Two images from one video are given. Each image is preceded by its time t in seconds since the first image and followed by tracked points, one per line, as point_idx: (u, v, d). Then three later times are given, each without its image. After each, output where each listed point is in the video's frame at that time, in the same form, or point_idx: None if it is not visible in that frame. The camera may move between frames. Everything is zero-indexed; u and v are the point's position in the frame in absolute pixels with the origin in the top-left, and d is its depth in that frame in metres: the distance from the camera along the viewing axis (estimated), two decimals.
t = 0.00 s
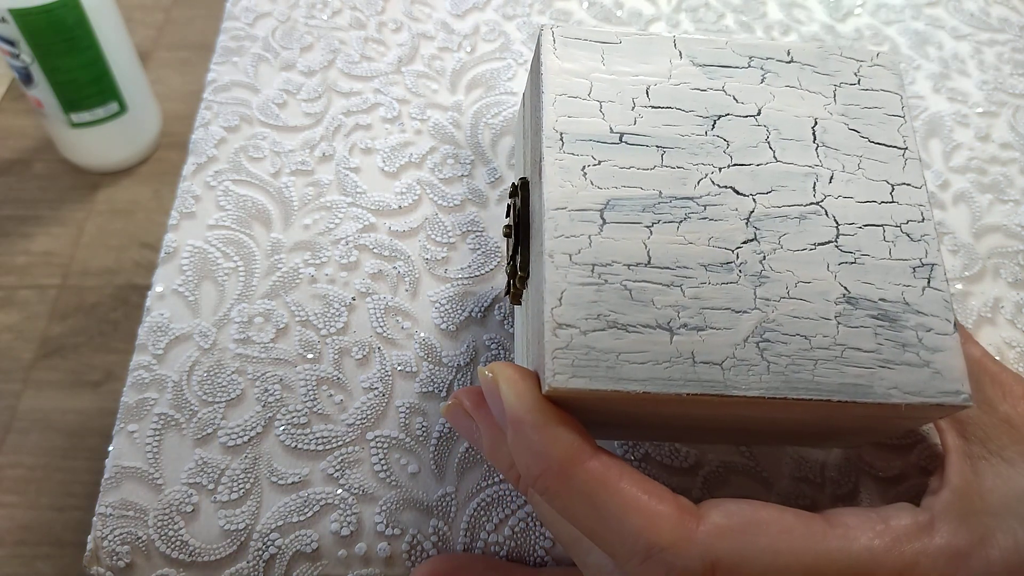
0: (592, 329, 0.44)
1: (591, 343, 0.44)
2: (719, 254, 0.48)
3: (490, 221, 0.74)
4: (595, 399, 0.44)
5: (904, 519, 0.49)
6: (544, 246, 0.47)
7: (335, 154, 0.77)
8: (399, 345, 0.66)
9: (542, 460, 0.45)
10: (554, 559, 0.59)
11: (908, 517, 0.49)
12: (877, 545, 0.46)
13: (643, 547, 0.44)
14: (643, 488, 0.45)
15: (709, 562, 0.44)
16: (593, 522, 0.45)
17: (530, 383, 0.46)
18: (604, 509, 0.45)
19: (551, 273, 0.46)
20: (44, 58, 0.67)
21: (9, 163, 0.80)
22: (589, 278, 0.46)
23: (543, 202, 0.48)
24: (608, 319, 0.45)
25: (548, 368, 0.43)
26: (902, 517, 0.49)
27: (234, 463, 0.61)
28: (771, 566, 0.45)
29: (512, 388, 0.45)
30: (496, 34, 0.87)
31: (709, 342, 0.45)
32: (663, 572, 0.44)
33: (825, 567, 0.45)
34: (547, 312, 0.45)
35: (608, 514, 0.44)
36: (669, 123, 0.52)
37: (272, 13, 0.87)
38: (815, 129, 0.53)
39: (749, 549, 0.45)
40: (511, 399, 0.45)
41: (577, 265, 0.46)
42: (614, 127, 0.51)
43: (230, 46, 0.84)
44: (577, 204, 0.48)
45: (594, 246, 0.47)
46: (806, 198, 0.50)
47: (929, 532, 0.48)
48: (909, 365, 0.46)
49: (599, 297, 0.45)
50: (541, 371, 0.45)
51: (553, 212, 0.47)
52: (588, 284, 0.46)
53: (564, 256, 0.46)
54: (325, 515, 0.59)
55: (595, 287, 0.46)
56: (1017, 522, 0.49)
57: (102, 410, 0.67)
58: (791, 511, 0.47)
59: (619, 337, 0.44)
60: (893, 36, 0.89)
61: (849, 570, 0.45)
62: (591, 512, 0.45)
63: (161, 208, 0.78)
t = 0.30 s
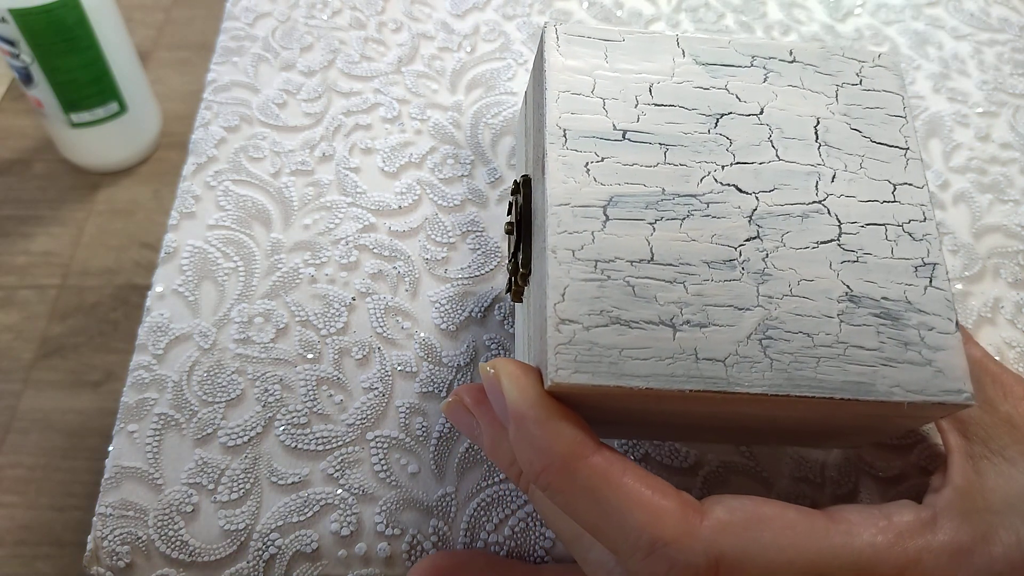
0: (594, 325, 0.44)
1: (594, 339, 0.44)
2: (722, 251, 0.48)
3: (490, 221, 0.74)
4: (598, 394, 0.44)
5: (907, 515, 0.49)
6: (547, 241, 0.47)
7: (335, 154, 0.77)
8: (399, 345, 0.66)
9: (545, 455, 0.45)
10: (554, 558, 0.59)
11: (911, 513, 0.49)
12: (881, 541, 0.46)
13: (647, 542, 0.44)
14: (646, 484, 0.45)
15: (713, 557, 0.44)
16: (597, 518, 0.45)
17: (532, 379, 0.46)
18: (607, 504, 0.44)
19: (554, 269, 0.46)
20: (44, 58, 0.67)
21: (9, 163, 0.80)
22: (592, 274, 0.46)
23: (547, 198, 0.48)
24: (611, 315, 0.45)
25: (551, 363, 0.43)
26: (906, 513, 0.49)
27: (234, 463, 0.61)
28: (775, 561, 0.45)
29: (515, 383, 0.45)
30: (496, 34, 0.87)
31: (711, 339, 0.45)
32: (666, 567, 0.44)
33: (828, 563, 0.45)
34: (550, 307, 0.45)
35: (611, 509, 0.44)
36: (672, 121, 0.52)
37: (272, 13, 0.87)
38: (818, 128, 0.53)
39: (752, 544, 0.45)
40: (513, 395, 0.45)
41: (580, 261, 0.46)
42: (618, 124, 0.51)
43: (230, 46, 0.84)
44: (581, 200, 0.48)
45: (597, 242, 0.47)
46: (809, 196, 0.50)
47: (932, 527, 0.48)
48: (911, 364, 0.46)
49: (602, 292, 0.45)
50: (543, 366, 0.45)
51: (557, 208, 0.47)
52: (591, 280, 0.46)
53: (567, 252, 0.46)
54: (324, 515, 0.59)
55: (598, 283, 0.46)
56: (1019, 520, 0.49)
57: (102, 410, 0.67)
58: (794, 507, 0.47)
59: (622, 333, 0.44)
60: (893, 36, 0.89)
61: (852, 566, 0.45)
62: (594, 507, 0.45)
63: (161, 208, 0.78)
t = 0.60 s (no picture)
0: (597, 323, 0.44)
1: (596, 337, 0.44)
2: (724, 250, 0.48)
3: (490, 222, 0.74)
4: (600, 393, 0.44)
5: (909, 515, 0.49)
6: (550, 240, 0.47)
7: (335, 154, 0.77)
8: (399, 345, 0.66)
9: (547, 453, 0.45)
10: (555, 558, 0.59)
11: (914, 513, 0.49)
12: (884, 540, 0.46)
13: (650, 541, 0.44)
14: (648, 483, 0.45)
15: (716, 555, 0.44)
16: (599, 517, 0.45)
17: (535, 377, 0.46)
18: (610, 502, 0.44)
19: (556, 267, 0.46)
20: (44, 58, 0.67)
21: (9, 163, 0.80)
22: (594, 272, 0.46)
23: (549, 197, 0.48)
24: (614, 313, 0.45)
25: (553, 361, 0.43)
26: (907, 513, 0.49)
27: (234, 463, 0.61)
28: (778, 560, 0.45)
29: (517, 381, 0.45)
30: (496, 34, 0.87)
31: (714, 337, 0.45)
32: (669, 566, 0.44)
33: (832, 563, 0.45)
34: (552, 305, 0.45)
35: (613, 508, 0.44)
36: (674, 120, 0.52)
37: (273, 13, 0.87)
38: (820, 128, 0.53)
39: (755, 543, 0.45)
40: (516, 393, 0.45)
41: (583, 259, 0.46)
42: (620, 123, 0.51)
43: (230, 46, 0.84)
44: (583, 198, 0.48)
45: (599, 240, 0.47)
46: (811, 196, 0.50)
47: (934, 527, 0.48)
48: (913, 363, 0.46)
49: (604, 291, 0.45)
50: (546, 364, 0.45)
51: (560, 206, 0.47)
52: (594, 278, 0.46)
53: (570, 250, 0.46)
54: (325, 515, 0.59)
55: (601, 281, 0.46)
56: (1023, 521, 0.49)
57: (102, 410, 0.67)
58: (796, 506, 0.47)
59: (625, 331, 0.44)
60: (893, 36, 0.89)
61: (856, 566, 0.45)
62: (597, 505, 0.45)
63: (161, 208, 0.78)
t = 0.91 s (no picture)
0: (597, 326, 0.44)
1: (595, 340, 0.44)
2: (724, 252, 0.48)
3: (490, 222, 0.74)
4: (599, 396, 0.44)
5: (909, 517, 0.49)
6: (549, 242, 0.47)
7: (335, 154, 0.77)
8: (399, 345, 0.66)
9: (547, 457, 0.45)
10: (555, 559, 0.59)
11: (913, 515, 0.49)
12: (883, 543, 0.46)
13: (650, 544, 0.44)
14: (649, 485, 0.45)
15: (716, 558, 0.44)
16: (599, 520, 0.45)
17: (534, 381, 0.46)
18: (610, 506, 0.44)
19: (555, 270, 0.46)
20: (45, 58, 0.67)
21: (9, 163, 0.80)
22: (594, 275, 0.46)
23: (549, 199, 0.48)
24: (613, 316, 0.45)
25: (552, 365, 0.43)
26: (908, 514, 0.49)
27: (234, 463, 0.61)
28: (779, 563, 0.45)
29: (516, 385, 0.45)
30: (496, 34, 0.87)
31: (713, 340, 0.45)
32: (669, 569, 0.44)
33: (832, 566, 0.45)
34: (551, 308, 0.45)
35: (613, 511, 0.44)
36: (673, 122, 0.52)
37: (273, 13, 0.87)
38: (819, 129, 0.53)
39: (754, 545, 0.45)
40: (515, 397, 0.45)
41: (582, 262, 0.46)
42: (619, 125, 0.51)
43: (230, 46, 0.84)
44: (582, 201, 0.48)
45: (599, 243, 0.47)
46: (811, 197, 0.50)
47: (934, 530, 0.48)
48: (913, 365, 0.46)
49: (604, 294, 0.45)
50: (545, 368, 0.45)
51: (559, 208, 0.47)
52: (593, 281, 0.46)
53: (569, 253, 0.46)
54: (325, 515, 0.59)
55: (600, 284, 0.46)
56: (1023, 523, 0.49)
57: (102, 410, 0.67)
58: (796, 509, 0.47)
59: (624, 334, 0.44)
60: (893, 36, 0.89)
61: (855, 569, 0.45)
62: (597, 509, 0.45)
63: (161, 208, 0.78)
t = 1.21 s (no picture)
0: (592, 336, 0.44)
1: (590, 351, 0.44)
2: (721, 258, 0.48)
3: (490, 222, 0.74)
4: (595, 406, 0.44)
5: (907, 523, 0.49)
6: (543, 252, 0.47)
7: (335, 154, 0.77)
8: (399, 345, 0.66)
9: (544, 469, 0.45)
10: (554, 559, 0.59)
11: (911, 521, 0.49)
12: (881, 549, 0.46)
13: (647, 555, 0.44)
14: (646, 496, 0.45)
15: (714, 569, 0.44)
16: (597, 531, 0.45)
17: (530, 392, 0.45)
18: (607, 517, 0.45)
19: (550, 280, 0.46)
20: (45, 58, 0.67)
21: (9, 163, 0.80)
22: (588, 284, 0.46)
23: (543, 208, 0.48)
24: (608, 326, 0.45)
25: (547, 377, 0.43)
26: (906, 521, 0.49)
27: (235, 463, 0.61)
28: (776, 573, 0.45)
29: (511, 397, 0.45)
30: (496, 34, 0.87)
31: (710, 348, 0.45)
32: None
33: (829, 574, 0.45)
34: (546, 319, 0.45)
35: (610, 523, 0.45)
36: (669, 125, 0.52)
37: (272, 13, 0.87)
38: (817, 131, 0.53)
39: (753, 555, 0.45)
40: (511, 409, 0.45)
41: (576, 271, 0.46)
42: (614, 130, 0.51)
43: (229, 46, 0.84)
44: (577, 209, 0.48)
45: (593, 251, 0.47)
46: (808, 202, 0.50)
47: (932, 535, 0.48)
48: (911, 371, 0.46)
49: (599, 303, 0.45)
50: (541, 379, 0.45)
51: (553, 217, 0.47)
52: (588, 290, 0.46)
53: (564, 262, 0.46)
54: (325, 515, 0.59)
55: (595, 293, 0.46)
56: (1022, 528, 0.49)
57: (102, 410, 0.67)
58: (794, 515, 0.48)
59: (620, 344, 0.44)
60: (893, 36, 0.89)
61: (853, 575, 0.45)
62: (593, 521, 0.45)
63: (161, 208, 0.78)
